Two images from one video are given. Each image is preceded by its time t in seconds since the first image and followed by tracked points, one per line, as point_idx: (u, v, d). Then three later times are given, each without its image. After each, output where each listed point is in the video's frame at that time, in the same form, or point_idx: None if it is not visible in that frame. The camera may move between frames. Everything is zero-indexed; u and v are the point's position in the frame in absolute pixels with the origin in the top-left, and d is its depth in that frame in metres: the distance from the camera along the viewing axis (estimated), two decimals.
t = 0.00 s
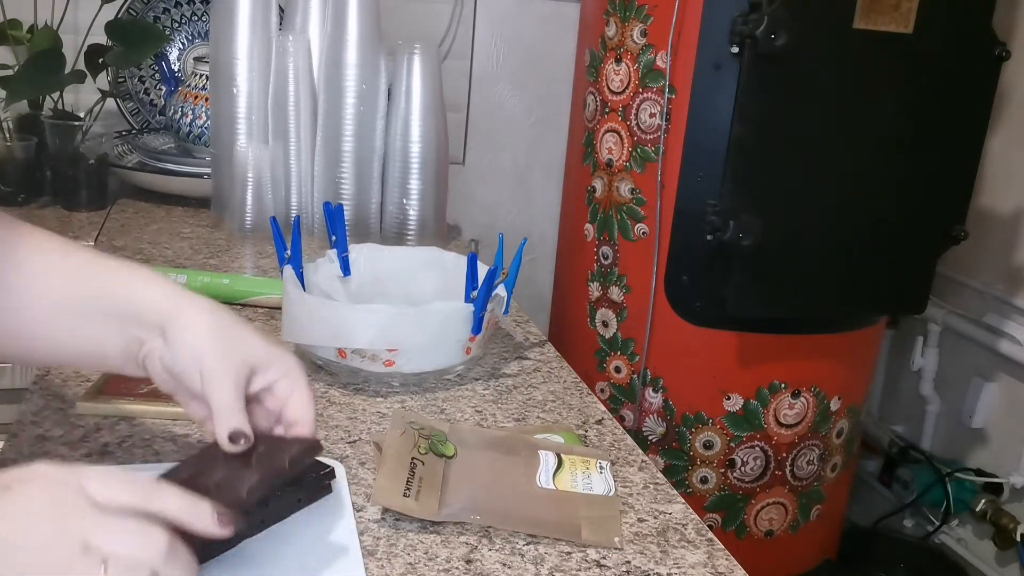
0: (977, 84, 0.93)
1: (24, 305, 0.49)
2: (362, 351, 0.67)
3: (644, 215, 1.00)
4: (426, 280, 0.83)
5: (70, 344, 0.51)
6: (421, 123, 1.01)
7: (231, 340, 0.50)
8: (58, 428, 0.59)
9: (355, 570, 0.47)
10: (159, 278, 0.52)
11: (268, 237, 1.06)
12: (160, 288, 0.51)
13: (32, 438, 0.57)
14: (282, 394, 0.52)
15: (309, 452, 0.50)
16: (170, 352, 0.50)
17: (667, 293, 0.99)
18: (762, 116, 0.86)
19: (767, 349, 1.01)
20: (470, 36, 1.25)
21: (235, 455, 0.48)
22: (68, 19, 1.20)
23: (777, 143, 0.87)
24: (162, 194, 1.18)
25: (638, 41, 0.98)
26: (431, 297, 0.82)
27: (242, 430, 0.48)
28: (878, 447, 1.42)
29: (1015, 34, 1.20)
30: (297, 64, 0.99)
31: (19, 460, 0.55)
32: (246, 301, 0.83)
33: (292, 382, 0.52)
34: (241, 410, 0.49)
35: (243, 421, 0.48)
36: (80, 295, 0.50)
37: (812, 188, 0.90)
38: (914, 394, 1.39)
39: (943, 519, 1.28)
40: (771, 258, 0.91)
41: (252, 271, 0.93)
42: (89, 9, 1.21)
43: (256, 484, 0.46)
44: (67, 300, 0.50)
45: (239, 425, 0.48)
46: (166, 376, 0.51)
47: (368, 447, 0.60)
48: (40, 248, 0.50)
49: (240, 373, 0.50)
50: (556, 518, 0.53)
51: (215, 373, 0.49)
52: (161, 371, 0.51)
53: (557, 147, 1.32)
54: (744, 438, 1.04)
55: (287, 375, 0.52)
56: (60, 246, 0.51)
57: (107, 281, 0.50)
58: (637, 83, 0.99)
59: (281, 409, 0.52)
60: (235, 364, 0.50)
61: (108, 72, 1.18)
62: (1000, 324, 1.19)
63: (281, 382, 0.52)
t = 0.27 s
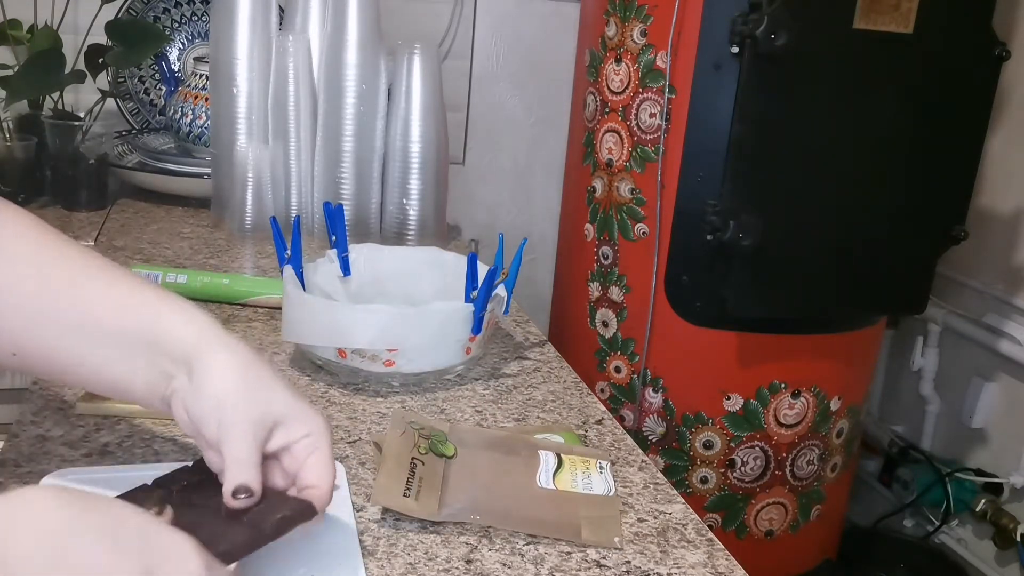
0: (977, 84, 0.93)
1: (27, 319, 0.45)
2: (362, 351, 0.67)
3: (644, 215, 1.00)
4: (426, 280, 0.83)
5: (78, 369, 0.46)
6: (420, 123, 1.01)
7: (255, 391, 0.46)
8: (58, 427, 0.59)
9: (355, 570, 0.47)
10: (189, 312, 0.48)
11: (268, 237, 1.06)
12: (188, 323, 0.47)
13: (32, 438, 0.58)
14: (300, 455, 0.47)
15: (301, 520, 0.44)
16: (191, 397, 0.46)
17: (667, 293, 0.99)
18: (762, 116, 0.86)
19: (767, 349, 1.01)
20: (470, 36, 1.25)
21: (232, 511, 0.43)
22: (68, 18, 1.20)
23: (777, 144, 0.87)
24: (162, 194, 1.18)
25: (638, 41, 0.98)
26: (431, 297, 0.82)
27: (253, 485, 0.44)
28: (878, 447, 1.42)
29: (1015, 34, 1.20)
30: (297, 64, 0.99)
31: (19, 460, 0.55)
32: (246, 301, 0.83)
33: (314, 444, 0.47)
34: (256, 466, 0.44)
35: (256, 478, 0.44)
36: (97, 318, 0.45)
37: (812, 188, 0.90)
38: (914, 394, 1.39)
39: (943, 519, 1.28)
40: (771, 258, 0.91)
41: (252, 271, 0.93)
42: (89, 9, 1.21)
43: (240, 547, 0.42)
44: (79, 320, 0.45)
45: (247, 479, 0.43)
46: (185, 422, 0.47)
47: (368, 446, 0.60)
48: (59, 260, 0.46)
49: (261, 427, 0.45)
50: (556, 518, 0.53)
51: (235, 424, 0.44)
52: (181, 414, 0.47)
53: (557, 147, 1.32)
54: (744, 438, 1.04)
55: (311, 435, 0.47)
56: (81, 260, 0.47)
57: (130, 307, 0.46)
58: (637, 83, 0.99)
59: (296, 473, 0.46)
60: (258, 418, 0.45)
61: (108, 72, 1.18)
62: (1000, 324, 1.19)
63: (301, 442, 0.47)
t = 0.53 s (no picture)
0: (977, 84, 0.93)
1: (48, 329, 0.46)
2: (362, 351, 0.67)
3: (644, 215, 1.00)
4: (426, 280, 0.83)
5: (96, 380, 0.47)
6: (421, 123, 1.01)
7: (265, 419, 0.45)
8: (58, 427, 0.59)
9: (355, 569, 0.47)
10: (200, 335, 0.47)
11: (268, 237, 1.06)
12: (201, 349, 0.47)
13: (32, 438, 0.58)
14: (317, 475, 0.47)
15: (321, 543, 0.43)
16: (202, 425, 0.46)
17: (667, 293, 0.99)
18: (762, 117, 0.86)
19: (767, 349, 1.01)
20: (470, 36, 1.25)
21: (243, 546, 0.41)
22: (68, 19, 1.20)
23: (778, 143, 0.87)
24: (162, 194, 1.18)
25: (638, 41, 0.98)
26: (431, 297, 0.82)
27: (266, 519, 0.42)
28: (878, 447, 1.42)
29: (1015, 34, 1.20)
30: (297, 64, 0.99)
31: (19, 460, 0.55)
32: (246, 301, 0.83)
33: (329, 464, 0.47)
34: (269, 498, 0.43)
35: (268, 511, 0.43)
36: (112, 335, 0.46)
37: (812, 188, 0.90)
38: (914, 394, 1.39)
39: (943, 519, 1.28)
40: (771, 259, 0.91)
41: (252, 271, 0.93)
42: (89, 9, 1.21)
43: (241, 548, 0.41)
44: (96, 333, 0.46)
45: (259, 514, 0.42)
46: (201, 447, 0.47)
47: (368, 446, 0.60)
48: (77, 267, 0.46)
49: (273, 456, 0.45)
50: (556, 518, 0.53)
51: (246, 455, 0.44)
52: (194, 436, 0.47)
53: (557, 147, 1.32)
54: (744, 438, 1.04)
55: (326, 455, 0.47)
56: (100, 269, 0.47)
57: (142, 328, 0.46)
58: (637, 83, 0.99)
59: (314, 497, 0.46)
60: (270, 446, 0.45)
61: (108, 72, 1.18)
62: (1000, 324, 1.19)
63: (318, 462, 0.47)
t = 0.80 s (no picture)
0: (977, 84, 0.93)
1: (59, 344, 0.46)
2: (363, 351, 0.67)
3: (645, 215, 1.00)
4: (426, 280, 0.83)
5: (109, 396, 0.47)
6: (420, 123, 1.01)
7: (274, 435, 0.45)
8: (58, 427, 0.59)
9: (355, 570, 0.47)
10: (205, 351, 0.47)
11: (268, 237, 1.06)
12: (203, 365, 0.46)
13: (32, 438, 0.58)
14: (323, 481, 0.46)
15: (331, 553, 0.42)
16: (212, 442, 0.46)
17: (667, 293, 0.99)
18: (762, 117, 0.86)
19: (767, 349, 1.01)
20: (469, 35, 1.25)
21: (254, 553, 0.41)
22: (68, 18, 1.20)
23: (778, 143, 0.87)
24: (162, 194, 1.18)
25: (638, 41, 0.98)
26: (431, 297, 0.82)
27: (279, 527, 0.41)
28: (878, 447, 1.42)
29: (1015, 34, 1.20)
30: (297, 64, 0.99)
31: (19, 460, 0.55)
32: (246, 301, 0.83)
33: (337, 470, 0.46)
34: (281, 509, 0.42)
35: (280, 520, 0.42)
36: (119, 350, 0.46)
37: (812, 189, 0.90)
38: (914, 394, 1.39)
39: (943, 519, 1.28)
40: (771, 259, 0.91)
41: (252, 271, 0.93)
42: (89, 9, 1.21)
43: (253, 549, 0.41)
44: (104, 348, 0.46)
45: (272, 523, 0.41)
46: (212, 466, 0.47)
47: (368, 446, 0.60)
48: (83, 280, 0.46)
49: (284, 467, 0.45)
50: (556, 518, 0.53)
51: (258, 467, 0.44)
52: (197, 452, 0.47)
53: (557, 147, 1.32)
54: (744, 438, 1.04)
55: (334, 462, 0.47)
56: (109, 283, 0.47)
57: (145, 343, 0.46)
58: (637, 83, 0.99)
59: (320, 501, 0.46)
60: (280, 459, 0.45)
61: (108, 72, 1.18)
62: (1000, 324, 1.19)
63: (326, 469, 0.46)
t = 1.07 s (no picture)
0: (977, 84, 0.93)
1: (19, 354, 0.45)
2: (363, 351, 0.67)
3: (644, 215, 1.00)
4: (426, 280, 0.83)
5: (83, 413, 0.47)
6: (421, 123, 1.01)
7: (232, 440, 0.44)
8: (58, 427, 0.59)
9: (355, 570, 0.47)
10: (159, 363, 0.46)
11: (268, 237, 1.06)
12: (157, 379, 0.45)
13: (32, 438, 0.58)
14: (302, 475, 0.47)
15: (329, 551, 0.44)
16: (175, 459, 0.45)
17: (667, 293, 0.99)
18: (762, 117, 0.86)
19: (767, 350, 1.01)
20: (469, 35, 1.25)
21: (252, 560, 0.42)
22: (68, 19, 1.20)
23: (778, 143, 0.87)
24: (162, 194, 1.18)
25: (638, 41, 0.98)
26: (431, 297, 0.82)
27: (271, 535, 0.42)
28: (878, 447, 1.42)
29: (1015, 34, 1.20)
30: (297, 64, 0.99)
31: (19, 460, 0.55)
32: (246, 301, 0.83)
33: (314, 461, 0.47)
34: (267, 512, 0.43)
35: (271, 528, 0.42)
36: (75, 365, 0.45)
37: (812, 189, 0.90)
38: (914, 394, 1.39)
39: (943, 519, 1.28)
40: (771, 259, 0.91)
41: (252, 271, 0.93)
42: (89, 9, 1.21)
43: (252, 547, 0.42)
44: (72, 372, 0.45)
45: (263, 532, 0.42)
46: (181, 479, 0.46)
47: (367, 446, 0.60)
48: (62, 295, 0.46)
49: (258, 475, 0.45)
50: (556, 518, 0.53)
51: (230, 482, 0.44)
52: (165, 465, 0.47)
53: (557, 147, 1.32)
54: (744, 438, 1.04)
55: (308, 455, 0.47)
56: (69, 290, 0.47)
57: (98, 354, 0.45)
58: (637, 83, 0.99)
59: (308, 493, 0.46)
60: (248, 465, 0.44)
61: (108, 72, 1.19)
62: (1000, 324, 1.19)
63: (302, 463, 0.47)
